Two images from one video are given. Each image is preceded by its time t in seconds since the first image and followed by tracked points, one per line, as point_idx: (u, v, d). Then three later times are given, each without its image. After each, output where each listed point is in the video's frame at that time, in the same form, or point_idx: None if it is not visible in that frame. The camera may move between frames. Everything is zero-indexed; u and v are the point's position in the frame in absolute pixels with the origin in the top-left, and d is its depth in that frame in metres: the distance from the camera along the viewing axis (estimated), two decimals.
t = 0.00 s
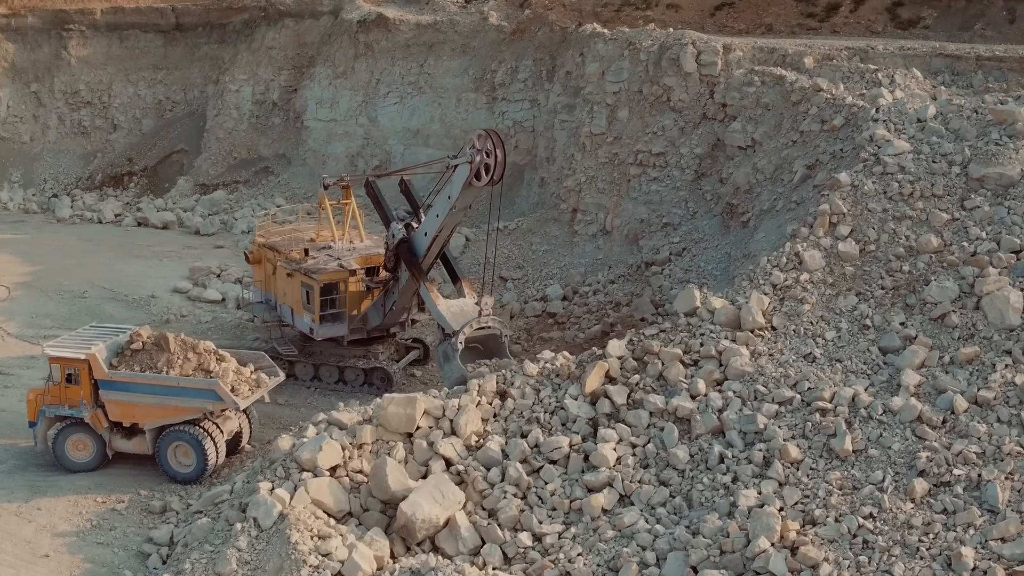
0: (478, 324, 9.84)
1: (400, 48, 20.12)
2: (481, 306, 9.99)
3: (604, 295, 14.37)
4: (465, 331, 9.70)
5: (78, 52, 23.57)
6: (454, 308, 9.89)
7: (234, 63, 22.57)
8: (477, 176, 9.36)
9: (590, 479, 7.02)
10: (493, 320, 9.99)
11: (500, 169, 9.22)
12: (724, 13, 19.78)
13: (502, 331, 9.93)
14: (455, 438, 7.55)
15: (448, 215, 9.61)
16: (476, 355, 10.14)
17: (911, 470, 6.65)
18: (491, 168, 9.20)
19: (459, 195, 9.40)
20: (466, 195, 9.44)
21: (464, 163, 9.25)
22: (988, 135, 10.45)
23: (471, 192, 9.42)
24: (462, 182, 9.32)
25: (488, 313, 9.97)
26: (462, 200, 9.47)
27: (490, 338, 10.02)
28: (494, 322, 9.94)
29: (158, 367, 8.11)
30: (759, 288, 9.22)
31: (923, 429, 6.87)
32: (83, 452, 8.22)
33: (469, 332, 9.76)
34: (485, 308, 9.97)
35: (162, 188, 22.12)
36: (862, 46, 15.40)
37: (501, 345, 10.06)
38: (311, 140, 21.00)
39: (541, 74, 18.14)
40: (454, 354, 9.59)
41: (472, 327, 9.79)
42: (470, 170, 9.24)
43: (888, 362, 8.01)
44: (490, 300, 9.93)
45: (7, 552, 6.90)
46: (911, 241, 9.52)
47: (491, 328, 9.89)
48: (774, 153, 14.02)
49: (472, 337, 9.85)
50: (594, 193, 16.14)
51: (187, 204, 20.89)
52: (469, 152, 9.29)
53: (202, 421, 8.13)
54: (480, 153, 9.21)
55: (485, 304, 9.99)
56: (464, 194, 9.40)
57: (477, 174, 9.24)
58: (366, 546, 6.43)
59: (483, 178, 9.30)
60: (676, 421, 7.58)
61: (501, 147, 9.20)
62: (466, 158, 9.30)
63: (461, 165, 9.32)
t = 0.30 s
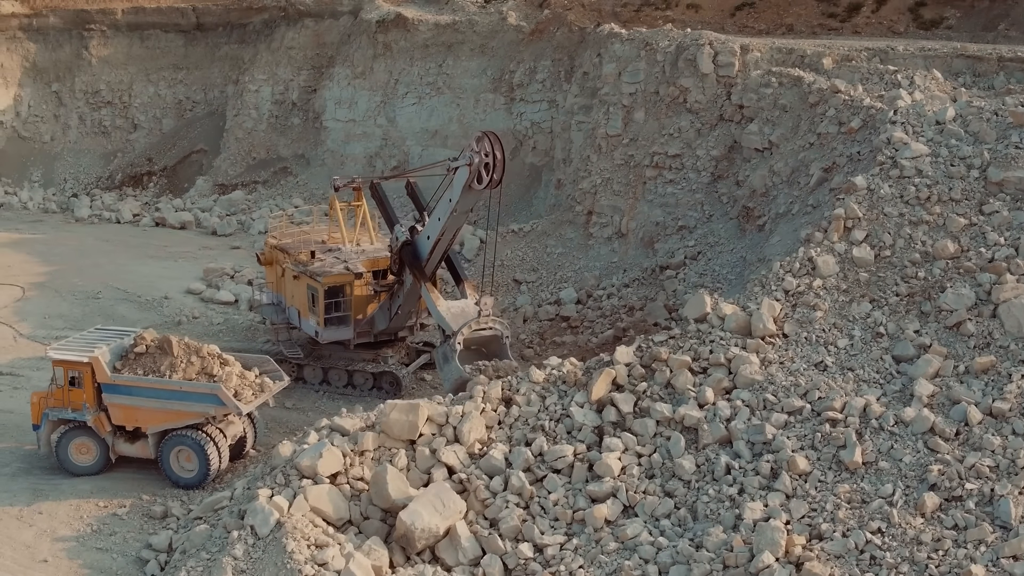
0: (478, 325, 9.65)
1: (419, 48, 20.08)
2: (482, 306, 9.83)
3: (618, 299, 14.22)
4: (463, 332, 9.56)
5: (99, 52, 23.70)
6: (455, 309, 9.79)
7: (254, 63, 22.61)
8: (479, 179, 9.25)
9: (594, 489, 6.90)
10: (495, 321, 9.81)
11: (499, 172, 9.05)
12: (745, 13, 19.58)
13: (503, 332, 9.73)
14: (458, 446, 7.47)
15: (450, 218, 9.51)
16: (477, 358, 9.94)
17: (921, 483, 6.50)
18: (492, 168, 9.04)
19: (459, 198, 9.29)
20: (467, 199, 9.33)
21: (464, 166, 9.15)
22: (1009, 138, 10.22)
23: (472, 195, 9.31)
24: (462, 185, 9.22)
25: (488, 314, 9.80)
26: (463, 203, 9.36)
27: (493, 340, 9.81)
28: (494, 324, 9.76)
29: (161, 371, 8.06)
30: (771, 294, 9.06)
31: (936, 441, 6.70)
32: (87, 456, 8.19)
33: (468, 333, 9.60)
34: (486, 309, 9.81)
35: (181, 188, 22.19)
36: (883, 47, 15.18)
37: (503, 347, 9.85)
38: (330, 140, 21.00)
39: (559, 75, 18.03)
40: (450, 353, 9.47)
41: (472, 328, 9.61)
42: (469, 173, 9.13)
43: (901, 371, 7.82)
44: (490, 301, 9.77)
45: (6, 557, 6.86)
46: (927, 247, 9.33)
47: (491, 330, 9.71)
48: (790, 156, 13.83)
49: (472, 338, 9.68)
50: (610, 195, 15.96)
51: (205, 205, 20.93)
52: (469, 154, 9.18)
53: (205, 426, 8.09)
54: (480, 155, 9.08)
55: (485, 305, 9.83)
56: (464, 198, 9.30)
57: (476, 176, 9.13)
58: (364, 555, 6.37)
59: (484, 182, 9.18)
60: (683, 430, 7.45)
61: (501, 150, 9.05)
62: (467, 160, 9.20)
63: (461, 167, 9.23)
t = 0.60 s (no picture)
0: (477, 327, 9.46)
1: (437, 48, 20.05)
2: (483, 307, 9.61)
3: (632, 302, 14.08)
4: (461, 333, 9.40)
5: (119, 52, 23.81)
6: (456, 310, 9.67)
7: (273, 63, 22.64)
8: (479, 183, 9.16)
9: (598, 499, 6.80)
10: (496, 322, 9.62)
11: (497, 172, 9.00)
12: (765, 13, 19.38)
13: (502, 333, 9.53)
14: (462, 452, 7.40)
15: (450, 222, 9.43)
16: (480, 359, 9.78)
17: (932, 496, 6.35)
18: (491, 167, 8.97)
19: (458, 202, 9.21)
20: (466, 203, 9.24)
21: (463, 169, 9.06)
22: None
23: (472, 199, 9.22)
24: (461, 189, 9.13)
25: (488, 315, 9.61)
26: (463, 207, 9.28)
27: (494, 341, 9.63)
28: (494, 325, 9.56)
29: (166, 374, 8.04)
30: (782, 299, 8.89)
31: (948, 452, 6.55)
32: (91, 459, 8.17)
33: (467, 335, 9.44)
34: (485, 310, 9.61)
35: (199, 188, 22.24)
36: (902, 47, 14.97)
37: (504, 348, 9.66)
38: (348, 141, 20.97)
39: (577, 76, 17.93)
40: (451, 354, 9.39)
41: (471, 330, 9.44)
42: (468, 177, 9.04)
43: (914, 380, 7.66)
44: (490, 301, 9.58)
45: (6, 561, 6.84)
46: (943, 252, 9.15)
47: (491, 331, 9.51)
48: (807, 158, 13.65)
49: (472, 340, 9.53)
50: (625, 197, 15.80)
51: (222, 205, 20.96)
52: (468, 157, 9.08)
53: (209, 431, 8.04)
54: (478, 158, 8.99)
55: (485, 304, 9.63)
56: (463, 202, 9.21)
57: (475, 180, 9.04)
58: (362, 564, 6.30)
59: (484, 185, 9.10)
60: (690, 439, 7.34)
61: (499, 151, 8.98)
62: (466, 163, 9.11)
63: (461, 170, 9.14)
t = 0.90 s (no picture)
0: (475, 328, 9.18)
1: (459, 49, 20.00)
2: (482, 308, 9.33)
3: (648, 306, 13.92)
4: (459, 333, 9.13)
5: (143, 51, 23.94)
6: (455, 311, 9.45)
7: (295, 63, 22.68)
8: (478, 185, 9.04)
9: (603, 509, 6.68)
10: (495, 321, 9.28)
11: (493, 172, 8.75)
12: (789, 13, 19.16)
13: (502, 335, 9.22)
14: (466, 460, 7.31)
15: (450, 225, 9.33)
16: (482, 361, 9.49)
17: (944, 511, 6.19)
18: (486, 168, 8.75)
19: (457, 204, 9.12)
20: (466, 206, 9.14)
21: (460, 172, 8.98)
22: None
23: (471, 202, 9.11)
24: (459, 191, 9.04)
25: (488, 316, 9.32)
26: (462, 210, 9.18)
27: (495, 342, 9.33)
28: (494, 326, 9.25)
29: (170, 378, 7.99)
30: (796, 306, 8.71)
31: (961, 466, 6.38)
32: (97, 462, 8.15)
33: (465, 335, 9.17)
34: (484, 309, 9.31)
35: (221, 188, 22.30)
36: (926, 48, 14.73)
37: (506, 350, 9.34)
38: (368, 141, 20.91)
39: (598, 76, 17.81)
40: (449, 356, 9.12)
41: (469, 330, 9.17)
42: (466, 179, 8.95)
43: (929, 391, 7.46)
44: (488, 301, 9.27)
45: (7, 565, 6.82)
46: (962, 258, 8.94)
47: (490, 332, 9.21)
48: (826, 161, 13.44)
49: (471, 341, 9.24)
50: (643, 200, 15.64)
51: (243, 205, 21.00)
52: (466, 159, 9.00)
53: (214, 435, 8.00)
54: (475, 160, 8.89)
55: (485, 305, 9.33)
56: (462, 205, 9.11)
57: (472, 183, 8.94)
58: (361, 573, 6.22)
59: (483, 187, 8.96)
60: (699, 449, 7.20)
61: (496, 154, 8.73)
62: (464, 166, 9.02)
63: (459, 173, 9.06)
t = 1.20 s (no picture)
0: (471, 328, 8.82)
1: (478, 49, 19.94)
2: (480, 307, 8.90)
3: (663, 310, 13.77)
4: (454, 334, 8.79)
5: (164, 51, 24.06)
6: (453, 311, 9.28)
7: (316, 63, 22.72)
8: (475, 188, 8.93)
9: (606, 519, 6.59)
10: (494, 322, 8.87)
11: (488, 173, 8.69)
12: (810, 14, 18.97)
13: (500, 336, 8.80)
14: (470, 467, 7.24)
15: (448, 229, 9.25)
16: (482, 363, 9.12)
17: (955, 525, 6.05)
18: (481, 170, 8.67)
19: (454, 208, 9.03)
20: (462, 210, 9.05)
21: (456, 176, 8.88)
22: None
23: (468, 205, 9.01)
24: (455, 195, 8.95)
25: (487, 316, 8.91)
26: (459, 214, 9.09)
27: (495, 343, 8.94)
28: (493, 327, 8.85)
29: (175, 381, 7.98)
30: (809, 312, 8.55)
31: (974, 478, 6.22)
32: (102, 465, 8.14)
33: (462, 336, 8.81)
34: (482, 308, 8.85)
35: (241, 188, 22.37)
36: (947, 49, 14.52)
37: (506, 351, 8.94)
38: (388, 141, 20.88)
39: (617, 77, 17.70)
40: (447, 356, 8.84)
41: (465, 331, 8.81)
42: (461, 182, 8.85)
43: (943, 400, 7.27)
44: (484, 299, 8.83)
45: (8, 568, 6.81)
46: (978, 263, 8.76)
47: (489, 333, 8.81)
48: (844, 164, 13.23)
49: (469, 342, 8.86)
50: (659, 202, 15.50)
51: (262, 205, 21.04)
52: (461, 163, 8.89)
53: (218, 439, 7.97)
54: (469, 164, 8.78)
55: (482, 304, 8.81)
56: (459, 209, 9.02)
57: (468, 186, 8.84)
58: None
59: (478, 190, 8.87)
60: (706, 457, 7.09)
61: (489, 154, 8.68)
62: (460, 169, 8.92)
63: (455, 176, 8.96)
